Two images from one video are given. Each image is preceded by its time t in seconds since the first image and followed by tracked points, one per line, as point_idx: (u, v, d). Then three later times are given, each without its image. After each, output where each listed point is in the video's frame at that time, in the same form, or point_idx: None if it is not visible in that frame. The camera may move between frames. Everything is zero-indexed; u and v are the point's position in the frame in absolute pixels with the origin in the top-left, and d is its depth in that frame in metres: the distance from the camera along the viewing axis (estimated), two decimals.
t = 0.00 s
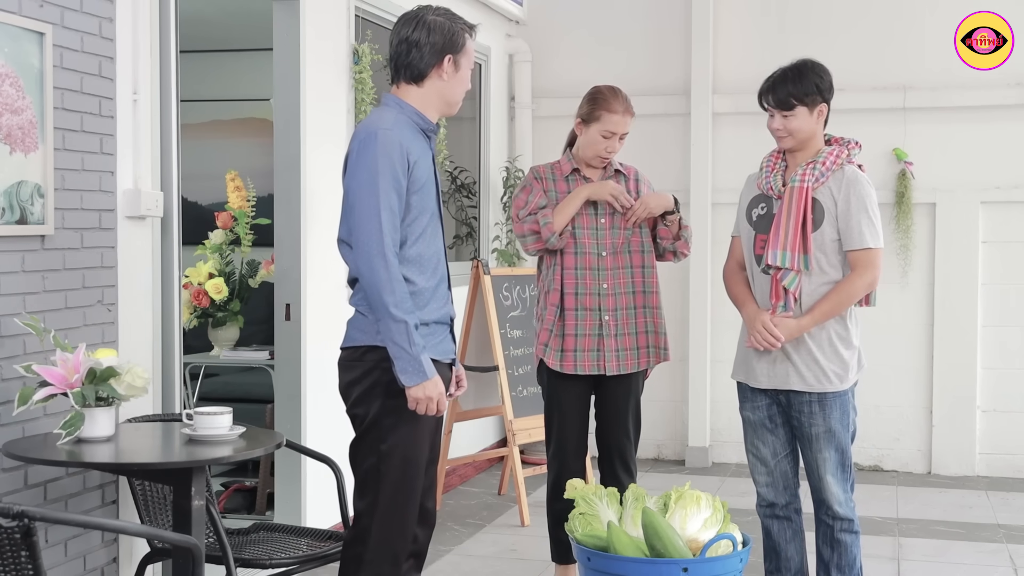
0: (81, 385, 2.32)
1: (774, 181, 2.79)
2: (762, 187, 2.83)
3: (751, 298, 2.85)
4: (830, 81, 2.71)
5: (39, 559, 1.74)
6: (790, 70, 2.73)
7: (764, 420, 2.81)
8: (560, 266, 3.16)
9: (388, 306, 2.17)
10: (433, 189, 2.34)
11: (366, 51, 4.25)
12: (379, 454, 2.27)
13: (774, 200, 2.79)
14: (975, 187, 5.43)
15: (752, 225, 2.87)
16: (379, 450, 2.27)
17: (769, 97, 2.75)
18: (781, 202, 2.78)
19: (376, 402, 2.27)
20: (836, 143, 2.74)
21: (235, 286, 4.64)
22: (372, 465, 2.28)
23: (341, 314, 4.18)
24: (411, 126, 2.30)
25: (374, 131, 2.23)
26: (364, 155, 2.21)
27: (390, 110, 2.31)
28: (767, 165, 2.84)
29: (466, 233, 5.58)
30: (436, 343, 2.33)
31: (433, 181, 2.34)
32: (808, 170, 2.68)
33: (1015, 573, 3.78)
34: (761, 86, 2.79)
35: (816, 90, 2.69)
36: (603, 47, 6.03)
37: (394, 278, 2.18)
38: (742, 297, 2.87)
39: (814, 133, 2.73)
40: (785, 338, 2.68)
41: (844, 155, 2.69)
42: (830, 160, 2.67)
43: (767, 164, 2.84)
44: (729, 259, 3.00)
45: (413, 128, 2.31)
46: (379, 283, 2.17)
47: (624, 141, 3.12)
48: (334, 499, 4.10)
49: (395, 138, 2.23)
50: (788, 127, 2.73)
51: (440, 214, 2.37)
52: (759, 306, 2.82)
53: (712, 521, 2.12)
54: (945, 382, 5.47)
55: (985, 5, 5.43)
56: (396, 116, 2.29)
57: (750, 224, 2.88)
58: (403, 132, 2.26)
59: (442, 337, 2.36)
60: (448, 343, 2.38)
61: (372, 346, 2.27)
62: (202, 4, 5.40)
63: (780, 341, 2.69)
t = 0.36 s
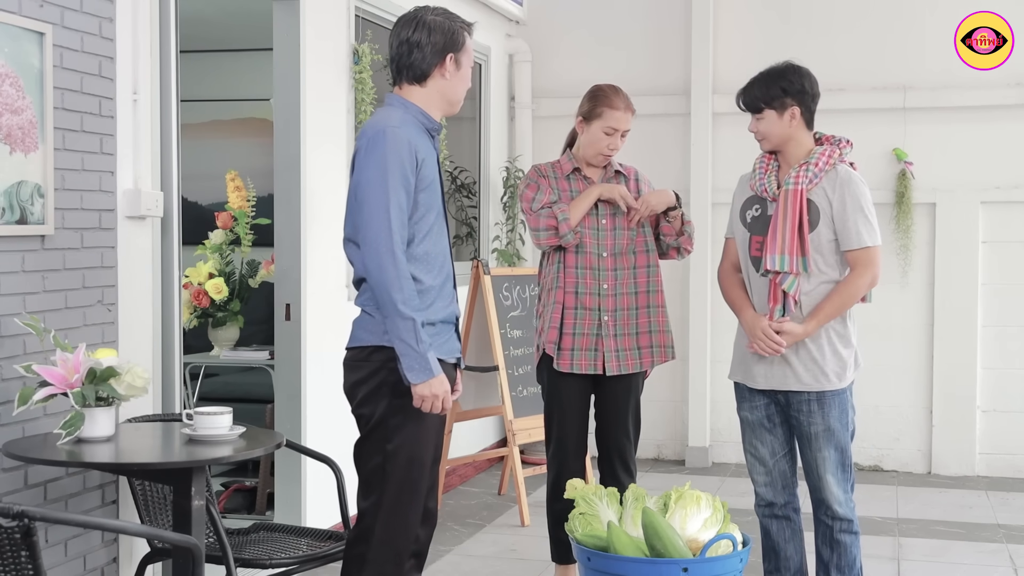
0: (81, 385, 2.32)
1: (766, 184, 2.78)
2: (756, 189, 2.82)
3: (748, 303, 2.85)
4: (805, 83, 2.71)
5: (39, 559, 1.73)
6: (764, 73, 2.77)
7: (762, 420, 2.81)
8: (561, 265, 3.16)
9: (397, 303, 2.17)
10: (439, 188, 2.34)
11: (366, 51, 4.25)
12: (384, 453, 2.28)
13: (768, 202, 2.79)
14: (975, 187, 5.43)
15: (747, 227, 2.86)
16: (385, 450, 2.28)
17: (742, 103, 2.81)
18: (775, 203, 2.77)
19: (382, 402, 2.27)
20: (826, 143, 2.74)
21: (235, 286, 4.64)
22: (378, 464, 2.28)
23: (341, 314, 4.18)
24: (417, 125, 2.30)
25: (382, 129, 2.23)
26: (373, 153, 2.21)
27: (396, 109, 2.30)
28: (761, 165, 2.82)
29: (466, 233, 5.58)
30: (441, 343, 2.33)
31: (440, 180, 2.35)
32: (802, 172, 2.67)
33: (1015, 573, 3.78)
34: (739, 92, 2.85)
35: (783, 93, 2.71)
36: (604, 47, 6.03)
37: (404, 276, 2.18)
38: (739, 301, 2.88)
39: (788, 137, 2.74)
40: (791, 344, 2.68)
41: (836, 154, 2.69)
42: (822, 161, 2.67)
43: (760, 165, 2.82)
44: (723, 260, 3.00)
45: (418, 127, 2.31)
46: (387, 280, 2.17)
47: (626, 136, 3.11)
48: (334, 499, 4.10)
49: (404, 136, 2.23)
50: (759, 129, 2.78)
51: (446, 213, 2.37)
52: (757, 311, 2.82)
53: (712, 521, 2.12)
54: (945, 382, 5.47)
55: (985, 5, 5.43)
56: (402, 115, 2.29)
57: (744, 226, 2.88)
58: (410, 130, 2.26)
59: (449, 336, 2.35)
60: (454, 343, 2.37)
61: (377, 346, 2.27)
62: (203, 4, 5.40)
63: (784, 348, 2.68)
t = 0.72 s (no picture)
0: (81, 385, 2.32)
1: (754, 186, 2.78)
2: (744, 192, 2.82)
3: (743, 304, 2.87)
4: (787, 84, 2.72)
5: (39, 559, 1.74)
6: (750, 72, 2.78)
7: (764, 419, 2.81)
8: (560, 266, 3.17)
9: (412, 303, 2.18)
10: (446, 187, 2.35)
11: (367, 51, 4.25)
12: (388, 454, 2.27)
13: (757, 205, 2.80)
14: (975, 187, 5.43)
15: (739, 231, 2.86)
16: (389, 450, 2.27)
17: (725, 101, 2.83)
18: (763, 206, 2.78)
19: (387, 402, 2.27)
20: (810, 142, 2.74)
21: (235, 286, 4.64)
22: (382, 464, 2.28)
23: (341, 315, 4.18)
24: (422, 125, 2.31)
25: (393, 129, 2.23)
26: (383, 153, 2.21)
27: (401, 109, 2.30)
28: (748, 169, 2.83)
29: (466, 233, 5.58)
30: (449, 341, 2.33)
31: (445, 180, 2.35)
32: (786, 174, 2.68)
33: (1015, 573, 3.78)
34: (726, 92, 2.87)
35: (764, 93, 2.72)
36: (604, 47, 6.03)
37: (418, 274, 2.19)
38: (734, 302, 2.89)
39: (770, 137, 2.75)
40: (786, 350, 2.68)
41: (820, 152, 2.69)
42: (805, 161, 2.68)
43: (747, 168, 2.83)
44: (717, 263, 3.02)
45: (424, 127, 2.31)
46: (402, 280, 2.17)
47: (611, 119, 3.14)
48: (334, 499, 4.10)
49: (414, 136, 2.24)
50: (741, 127, 2.79)
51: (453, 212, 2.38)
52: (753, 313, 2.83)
53: (712, 521, 2.12)
54: (946, 382, 5.47)
55: (985, 5, 5.43)
56: (408, 114, 2.29)
57: (737, 231, 2.88)
58: (418, 130, 2.27)
59: (454, 335, 2.34)
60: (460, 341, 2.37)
61: (384, 346, 2.27)
62: (203, 4, 5.40)
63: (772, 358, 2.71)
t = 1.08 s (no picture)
0: (81, 385, 2.31)
1: (758, 185, 2.80)
2: (748, 191, 2.83)
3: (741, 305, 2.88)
4: (802, 82, 2.73)
5: (39, 559, 1.74)
6: (763, 70, 2.78)
7: (763, 420, 2.81)
8: (558, 268, 3.18)
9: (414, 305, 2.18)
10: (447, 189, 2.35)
11: (366, 52, 4.25)
12: (390, 454, 2.27)
13: (760, 203, 2.80)
14: (975, 187, 5.43)
15: (742, 230, 2.85)
16: (391, 450, 2.27)
17: (737, 97, 2.81)
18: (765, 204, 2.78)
19: (389, 402, 2.27)
20: (816, 142, 2.75)
21: (235, 286, 4.64)
22: (383, 464, 2.28)
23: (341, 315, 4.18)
24: (422, 127, 2.31)
25: (394, 131, 2.23)
26: (385, 155, 2.21)
27: (401, 110, 2.31)
28: (752, 168, 2.85)
29: (466, 233, 5.58)
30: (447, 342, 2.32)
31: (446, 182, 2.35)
32: (789, 171, 2.70)
33: (1015, 573, 3.78)
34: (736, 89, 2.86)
35: (781, 88, 2.72)
36: (603, 47, 6.03)
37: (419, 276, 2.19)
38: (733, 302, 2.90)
39: (782, 134, 2.75)
40: (781, 349, 2.67)
41: (825, 153, 2.70)
42: (810, 160, 2.69)
43: (752, 167, 2.85)
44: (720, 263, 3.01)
45: (424, 128, 2.31)
46: (404, 282, 2.18)
47: (608, 121, 3.12)
48: (334, 499, 4.10)
49: (415, 138, 2.24)
50: (754, 124, 2.76)
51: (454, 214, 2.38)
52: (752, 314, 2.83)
53: (712, 521, 2.12)
54: (946, 382, 5.47)
55: (985, 5, 5.43)
56: (408, 116, 2.29)
57: (740, 231, 2.87)
58: (419, 131, 2.27)
59: (452, 336, 2.34)
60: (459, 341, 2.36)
61: (386, 347, 2.27)
62: (203, 4, 5.40)
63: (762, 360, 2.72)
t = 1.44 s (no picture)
0: (81, 385, 2.31)
1: (765, 184, 2.78)
2: (754, 190, 2.82)
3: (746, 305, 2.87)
4: (817, 82, 2.73)
5: (39, 559, 1.74)
6: (778, 69, 2.77)
7: (764, 420, 2.81)
8: (556, 270, 3.18)
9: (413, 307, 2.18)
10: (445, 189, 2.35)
11: (367, 52, 4.25)
12: (391, 454, 2.27)
13: (767, 203, 2.80)
14: (975, 187, 5.43)
15: (748, 229, 2.86)
16: (391, 450, 2.27)
17: (752, 95, 2.79)
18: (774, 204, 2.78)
19: (389, 402, 2.27)
20: (825, 142, 2.75)
21: (235, 286, 4.63)
22: (383, 464, 2.27)
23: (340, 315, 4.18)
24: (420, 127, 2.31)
25: (394, 131, 2.23)
26: (384, 156, 2.21)
27: (399, 110, 2.30)
28: (759, 167, 2.82)
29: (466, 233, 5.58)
30: (447, 343, 2.33)
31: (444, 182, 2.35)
32: (800, 171, 2.69)
33: (1015, 573, 3.78)
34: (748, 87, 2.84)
35: (799, 87, 2.72)
36: (603, 47, 6.03)
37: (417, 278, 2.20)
38: (737, 302, 2.89)
39: (796, 133, 2.74)
40: (787, 350, 2.66)
41: (835, 154, 2.70)
42: (821, 160, 2.68)
43: (758, 166, 2.82)
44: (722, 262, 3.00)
45: (421, 128, 2.31)
46: (403, 284, 2.18)
47: (604, 121, 3.13)
48: (334, 499, 4.10)
49: (415, 139, 2.24)
50: (769, 123, 2.75)
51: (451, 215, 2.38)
52: (756, 314, 2.83)
53: (712, 521, 2.12)
54: (946, 382, 5.47)
55: (985, 5, 5.43)
56: (407, 116, 2.29)
57: (744, 229, 2.88)
58: (418, 132, 2.27)
59: (451, 335, 2.34)
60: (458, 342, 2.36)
61: (387, 348, 2.27)
62: (203, 4, 5.41)
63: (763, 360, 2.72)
